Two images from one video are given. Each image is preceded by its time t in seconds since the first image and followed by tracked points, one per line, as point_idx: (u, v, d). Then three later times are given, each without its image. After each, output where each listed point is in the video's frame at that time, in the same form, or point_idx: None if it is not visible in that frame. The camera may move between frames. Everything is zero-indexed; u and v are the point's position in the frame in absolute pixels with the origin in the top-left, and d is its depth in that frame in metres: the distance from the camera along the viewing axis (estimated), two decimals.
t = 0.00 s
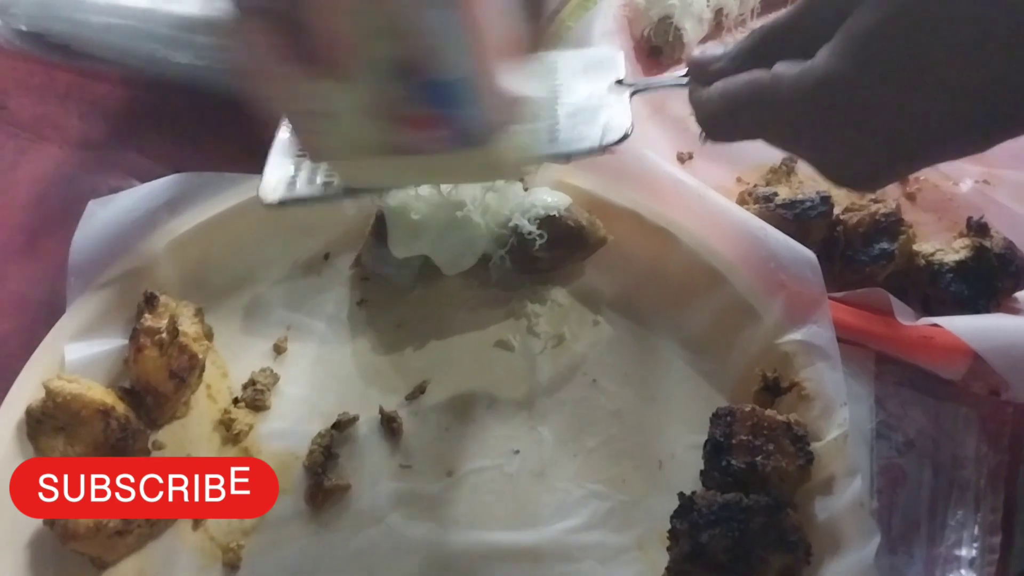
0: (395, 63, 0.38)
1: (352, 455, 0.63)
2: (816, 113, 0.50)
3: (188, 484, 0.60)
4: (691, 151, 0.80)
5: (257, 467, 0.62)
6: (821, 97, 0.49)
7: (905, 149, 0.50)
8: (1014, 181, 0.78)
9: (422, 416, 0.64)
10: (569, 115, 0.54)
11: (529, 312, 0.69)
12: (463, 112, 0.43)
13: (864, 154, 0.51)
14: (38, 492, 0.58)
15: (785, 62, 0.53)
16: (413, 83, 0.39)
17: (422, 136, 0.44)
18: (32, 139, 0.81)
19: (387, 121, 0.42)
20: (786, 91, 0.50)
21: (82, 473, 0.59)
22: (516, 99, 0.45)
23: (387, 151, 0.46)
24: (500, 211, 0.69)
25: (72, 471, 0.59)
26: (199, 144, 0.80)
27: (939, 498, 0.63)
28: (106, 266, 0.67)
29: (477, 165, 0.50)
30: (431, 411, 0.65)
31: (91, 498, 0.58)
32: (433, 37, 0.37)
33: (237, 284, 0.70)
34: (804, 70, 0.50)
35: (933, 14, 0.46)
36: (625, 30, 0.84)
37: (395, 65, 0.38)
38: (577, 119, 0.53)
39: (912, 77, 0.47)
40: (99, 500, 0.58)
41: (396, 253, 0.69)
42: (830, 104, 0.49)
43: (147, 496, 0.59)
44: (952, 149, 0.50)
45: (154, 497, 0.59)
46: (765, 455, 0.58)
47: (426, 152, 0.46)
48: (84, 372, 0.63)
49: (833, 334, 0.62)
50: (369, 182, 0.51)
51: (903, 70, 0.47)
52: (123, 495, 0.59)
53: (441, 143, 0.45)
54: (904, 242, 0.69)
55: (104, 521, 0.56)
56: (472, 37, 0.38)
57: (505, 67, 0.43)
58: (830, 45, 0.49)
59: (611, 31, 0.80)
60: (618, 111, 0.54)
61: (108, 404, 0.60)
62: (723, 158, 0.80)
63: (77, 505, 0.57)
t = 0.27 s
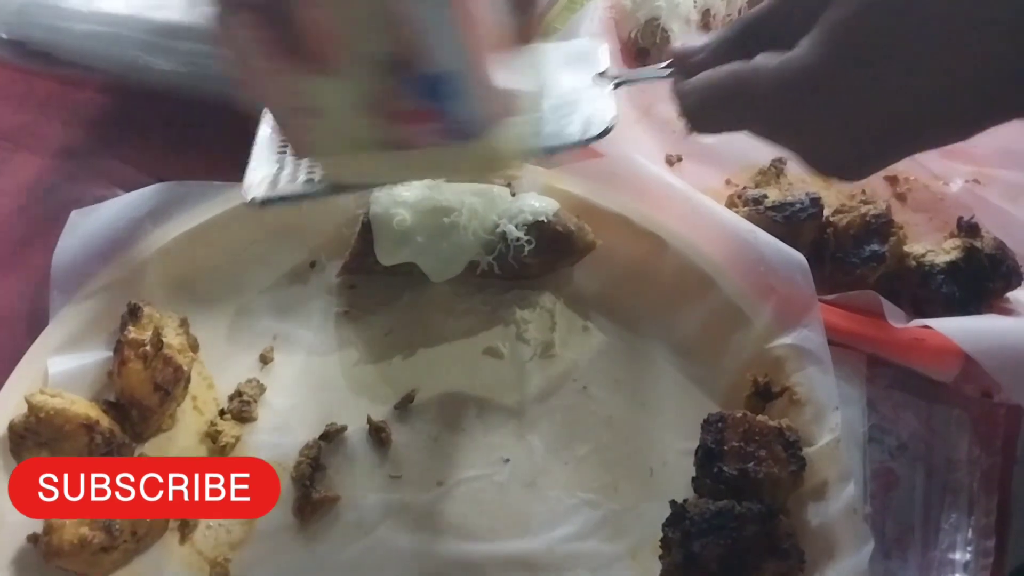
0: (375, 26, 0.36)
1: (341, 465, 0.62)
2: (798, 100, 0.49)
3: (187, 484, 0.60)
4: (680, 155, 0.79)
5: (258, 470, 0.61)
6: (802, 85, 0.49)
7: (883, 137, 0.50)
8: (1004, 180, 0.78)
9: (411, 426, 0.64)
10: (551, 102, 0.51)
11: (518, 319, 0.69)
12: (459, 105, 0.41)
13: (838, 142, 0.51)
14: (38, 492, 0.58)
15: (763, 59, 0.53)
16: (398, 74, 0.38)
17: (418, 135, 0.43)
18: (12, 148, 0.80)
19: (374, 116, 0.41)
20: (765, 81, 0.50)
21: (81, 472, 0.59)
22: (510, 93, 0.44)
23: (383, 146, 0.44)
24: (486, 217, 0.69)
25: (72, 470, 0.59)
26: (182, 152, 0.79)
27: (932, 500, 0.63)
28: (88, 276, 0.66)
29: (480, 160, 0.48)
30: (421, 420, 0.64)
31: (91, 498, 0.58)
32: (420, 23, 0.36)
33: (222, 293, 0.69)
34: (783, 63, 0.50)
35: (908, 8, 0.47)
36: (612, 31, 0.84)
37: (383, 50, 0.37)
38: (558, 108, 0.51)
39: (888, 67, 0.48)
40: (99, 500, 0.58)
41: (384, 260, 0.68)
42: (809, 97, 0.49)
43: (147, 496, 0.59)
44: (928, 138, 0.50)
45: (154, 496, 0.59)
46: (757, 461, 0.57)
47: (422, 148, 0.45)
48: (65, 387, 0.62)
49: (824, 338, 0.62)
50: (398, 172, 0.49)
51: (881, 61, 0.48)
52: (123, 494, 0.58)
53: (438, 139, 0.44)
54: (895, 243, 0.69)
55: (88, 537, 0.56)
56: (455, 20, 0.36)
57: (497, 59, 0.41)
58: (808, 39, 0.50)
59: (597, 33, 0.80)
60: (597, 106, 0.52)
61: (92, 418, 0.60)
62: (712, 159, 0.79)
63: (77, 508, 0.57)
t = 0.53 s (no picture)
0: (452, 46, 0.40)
1: (338, 480, 0.62)
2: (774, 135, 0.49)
3: (187, 476, 0.61)
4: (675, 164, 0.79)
5: (259, 465, 0.62)
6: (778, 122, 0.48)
7: (884, 157, 0.48)
8: (997, 187, 0.78)
9: (408, 438, 0.64)
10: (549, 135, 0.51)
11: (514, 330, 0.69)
12: (504, 126, 0.44)
13: (843, 167, 0.49)
14: (38, 493, 0.59)
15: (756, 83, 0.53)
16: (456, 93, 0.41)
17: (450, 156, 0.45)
18: (6, 161, 0.79)
19: (418, 139, 0.44)
20: (751, 111, 0.49)
21: (82, 473, 0.60)
22: (554, 108, 0.46)
23: (426, 168, 0.46)
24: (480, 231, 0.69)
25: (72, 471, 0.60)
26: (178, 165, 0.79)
27: (929, 508, 0.62)
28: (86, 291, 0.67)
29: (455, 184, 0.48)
30: (417, 433, 0.64)
31: (90, 498, 0.59)
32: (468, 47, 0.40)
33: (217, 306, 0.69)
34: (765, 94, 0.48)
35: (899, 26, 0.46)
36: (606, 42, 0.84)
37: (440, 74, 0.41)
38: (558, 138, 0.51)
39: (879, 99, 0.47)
40: (99, 500, 0.59)
41: (379, 274, 0.68)
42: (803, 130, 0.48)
43: (147, 490, 0.60)
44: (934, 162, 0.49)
45: (154, 488, 0.60)
46: (754, 474, 0.57)
47: (471, 168, 0.47)
48: (61, 403, 0.62)
49: (819, 347, 0.62)
50: (419, 203, 0.49)
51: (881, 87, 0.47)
52: (123, 494, 0.59)
53: (483, 160, 0.46)
54: (889, 252, 0.69)
55: (84, 554, 0.56)
56: (507, 45, 0.40)
57: (544, 81, 0.44)
58: (795, 70, 0.49)
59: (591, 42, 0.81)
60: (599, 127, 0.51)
61: (88, 433, 0.60)
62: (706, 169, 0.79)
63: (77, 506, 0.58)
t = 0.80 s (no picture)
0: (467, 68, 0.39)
1: (336, 485, 0.62)
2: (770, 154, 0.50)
3: (188, 484, 0.61)
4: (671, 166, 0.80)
5: (258, 468, 0.62)
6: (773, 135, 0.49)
7: (890, 170, 0.51)
8: (994, 189, 0.78)
9: (406, 443, 0.64)
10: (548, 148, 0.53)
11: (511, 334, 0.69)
12: (514, 146, 0.43)
13: (835, 177, 0.51)
14: (39, 493, 0.59)
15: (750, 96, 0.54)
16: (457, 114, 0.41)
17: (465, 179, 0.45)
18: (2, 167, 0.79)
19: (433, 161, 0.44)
20: (749, 125, 0.50)
21: (81, 473, 0.59)
22: (559, 123, 0.45)
23: (434, 187, 0.46)
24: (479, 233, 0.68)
25: (72, 470, 0.59)
26: (175, 171, 0.79)
27: (927, 509, 0.63)
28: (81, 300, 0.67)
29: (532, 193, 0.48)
30: (415, 437, 0.64)
31: (90, 499, 0.58)
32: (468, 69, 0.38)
33: (214, 312, 0.69)
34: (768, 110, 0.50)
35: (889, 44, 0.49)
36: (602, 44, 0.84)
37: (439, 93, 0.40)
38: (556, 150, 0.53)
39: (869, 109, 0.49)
40: (99, 501, 0.58)
41: (376, 278, 0.68)
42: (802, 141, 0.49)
43: (147, 496, 0.59)
44: (927, 168, 0.51)
45: (154, 497, 0.60)
46: (753, 477, 0.57)
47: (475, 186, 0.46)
48: (58, 409, 0.62)
49: (817, 351, 0.62)
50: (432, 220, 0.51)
51: (870, 100, 0.49)
52: (123, 495, 0.59)
53: (486, 178, 0.45)
54: (886, 254, 0.69)
55: (83, 561, 0.56)
56: (510, 71, 0.39)
57: (548, 98, 0.43)
58: (791, 87, 0.50)
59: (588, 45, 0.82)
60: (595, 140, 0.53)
61: (86, 440, 0.60)
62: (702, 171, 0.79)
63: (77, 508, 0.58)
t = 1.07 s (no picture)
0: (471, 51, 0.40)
1: (329, 484, 0.62)
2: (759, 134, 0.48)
3: (187, 484, 0.60)
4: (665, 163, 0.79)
5: (259, 470, 0.61)
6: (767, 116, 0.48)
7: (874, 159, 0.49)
8: (990, 183, 0.78)
9: (400, 442, 0.63)
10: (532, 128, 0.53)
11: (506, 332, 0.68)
12: (524, 132, 0.43)
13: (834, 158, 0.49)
14: (38, 493, 0.58)
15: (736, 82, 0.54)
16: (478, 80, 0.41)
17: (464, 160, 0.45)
18: None
19: (435, 138, 0.44)
20: (721, 112, 0.49)
21: (81, 473, 0.59)
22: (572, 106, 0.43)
23: (441, 170, 0.46)
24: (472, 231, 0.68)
25: (72, 471, 0.59)
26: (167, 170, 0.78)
27: (924, 506, 0.62)
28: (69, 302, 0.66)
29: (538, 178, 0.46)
30: (410, 436, 0.64)
31: (90, 499, 0.58)
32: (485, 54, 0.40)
33: (206, 311, 0.68)
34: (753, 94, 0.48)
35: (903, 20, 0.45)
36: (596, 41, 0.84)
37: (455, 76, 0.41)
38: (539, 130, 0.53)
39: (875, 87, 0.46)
40: (99, 500, 0.58)
41: (369, 276, 0.68)
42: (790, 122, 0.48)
43: (147, 496, 0.59)
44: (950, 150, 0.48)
45: (154, 497, 0.59)
46: (748, 473, 0.57)
47: (480, 171, 0.45)
48: (50, 409, 0.62)
49: (813, 347, 0.62)
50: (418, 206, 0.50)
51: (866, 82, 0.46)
52: (123, 495, 0.59)
53: (500, 161, 0.45)
54: (881, 250, 0.69)
55: (74, 563, 0.55)
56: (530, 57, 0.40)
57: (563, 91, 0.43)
58: (767, 70, 0.49)
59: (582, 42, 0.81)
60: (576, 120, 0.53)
61: (77, 441, 0.60)
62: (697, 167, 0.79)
63: (76, 508, 0.57)
